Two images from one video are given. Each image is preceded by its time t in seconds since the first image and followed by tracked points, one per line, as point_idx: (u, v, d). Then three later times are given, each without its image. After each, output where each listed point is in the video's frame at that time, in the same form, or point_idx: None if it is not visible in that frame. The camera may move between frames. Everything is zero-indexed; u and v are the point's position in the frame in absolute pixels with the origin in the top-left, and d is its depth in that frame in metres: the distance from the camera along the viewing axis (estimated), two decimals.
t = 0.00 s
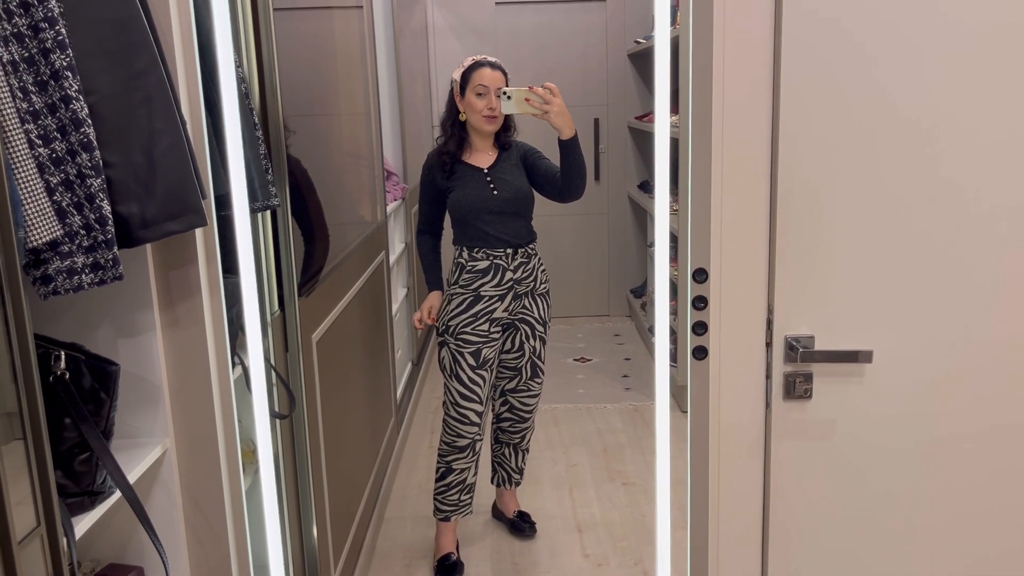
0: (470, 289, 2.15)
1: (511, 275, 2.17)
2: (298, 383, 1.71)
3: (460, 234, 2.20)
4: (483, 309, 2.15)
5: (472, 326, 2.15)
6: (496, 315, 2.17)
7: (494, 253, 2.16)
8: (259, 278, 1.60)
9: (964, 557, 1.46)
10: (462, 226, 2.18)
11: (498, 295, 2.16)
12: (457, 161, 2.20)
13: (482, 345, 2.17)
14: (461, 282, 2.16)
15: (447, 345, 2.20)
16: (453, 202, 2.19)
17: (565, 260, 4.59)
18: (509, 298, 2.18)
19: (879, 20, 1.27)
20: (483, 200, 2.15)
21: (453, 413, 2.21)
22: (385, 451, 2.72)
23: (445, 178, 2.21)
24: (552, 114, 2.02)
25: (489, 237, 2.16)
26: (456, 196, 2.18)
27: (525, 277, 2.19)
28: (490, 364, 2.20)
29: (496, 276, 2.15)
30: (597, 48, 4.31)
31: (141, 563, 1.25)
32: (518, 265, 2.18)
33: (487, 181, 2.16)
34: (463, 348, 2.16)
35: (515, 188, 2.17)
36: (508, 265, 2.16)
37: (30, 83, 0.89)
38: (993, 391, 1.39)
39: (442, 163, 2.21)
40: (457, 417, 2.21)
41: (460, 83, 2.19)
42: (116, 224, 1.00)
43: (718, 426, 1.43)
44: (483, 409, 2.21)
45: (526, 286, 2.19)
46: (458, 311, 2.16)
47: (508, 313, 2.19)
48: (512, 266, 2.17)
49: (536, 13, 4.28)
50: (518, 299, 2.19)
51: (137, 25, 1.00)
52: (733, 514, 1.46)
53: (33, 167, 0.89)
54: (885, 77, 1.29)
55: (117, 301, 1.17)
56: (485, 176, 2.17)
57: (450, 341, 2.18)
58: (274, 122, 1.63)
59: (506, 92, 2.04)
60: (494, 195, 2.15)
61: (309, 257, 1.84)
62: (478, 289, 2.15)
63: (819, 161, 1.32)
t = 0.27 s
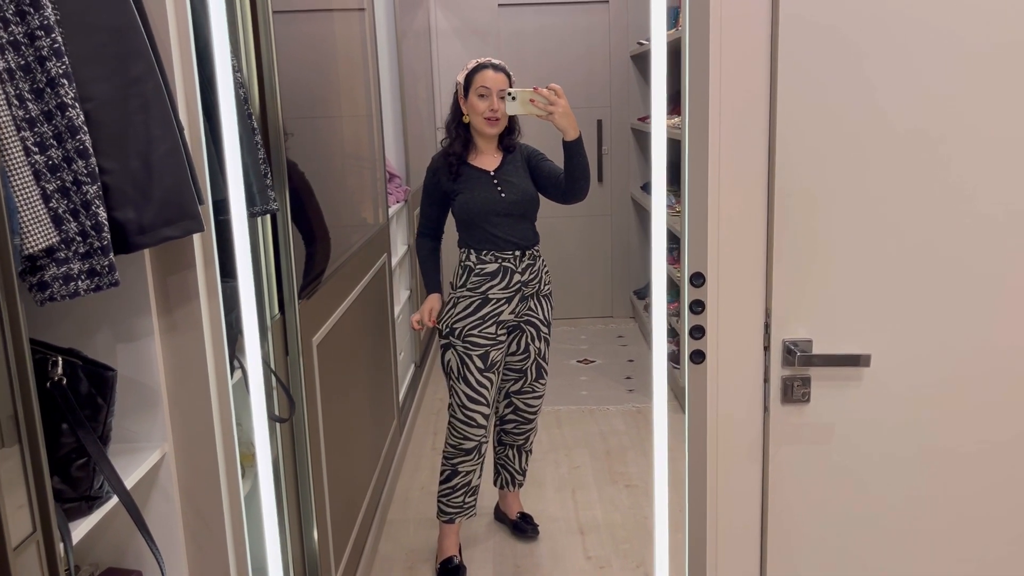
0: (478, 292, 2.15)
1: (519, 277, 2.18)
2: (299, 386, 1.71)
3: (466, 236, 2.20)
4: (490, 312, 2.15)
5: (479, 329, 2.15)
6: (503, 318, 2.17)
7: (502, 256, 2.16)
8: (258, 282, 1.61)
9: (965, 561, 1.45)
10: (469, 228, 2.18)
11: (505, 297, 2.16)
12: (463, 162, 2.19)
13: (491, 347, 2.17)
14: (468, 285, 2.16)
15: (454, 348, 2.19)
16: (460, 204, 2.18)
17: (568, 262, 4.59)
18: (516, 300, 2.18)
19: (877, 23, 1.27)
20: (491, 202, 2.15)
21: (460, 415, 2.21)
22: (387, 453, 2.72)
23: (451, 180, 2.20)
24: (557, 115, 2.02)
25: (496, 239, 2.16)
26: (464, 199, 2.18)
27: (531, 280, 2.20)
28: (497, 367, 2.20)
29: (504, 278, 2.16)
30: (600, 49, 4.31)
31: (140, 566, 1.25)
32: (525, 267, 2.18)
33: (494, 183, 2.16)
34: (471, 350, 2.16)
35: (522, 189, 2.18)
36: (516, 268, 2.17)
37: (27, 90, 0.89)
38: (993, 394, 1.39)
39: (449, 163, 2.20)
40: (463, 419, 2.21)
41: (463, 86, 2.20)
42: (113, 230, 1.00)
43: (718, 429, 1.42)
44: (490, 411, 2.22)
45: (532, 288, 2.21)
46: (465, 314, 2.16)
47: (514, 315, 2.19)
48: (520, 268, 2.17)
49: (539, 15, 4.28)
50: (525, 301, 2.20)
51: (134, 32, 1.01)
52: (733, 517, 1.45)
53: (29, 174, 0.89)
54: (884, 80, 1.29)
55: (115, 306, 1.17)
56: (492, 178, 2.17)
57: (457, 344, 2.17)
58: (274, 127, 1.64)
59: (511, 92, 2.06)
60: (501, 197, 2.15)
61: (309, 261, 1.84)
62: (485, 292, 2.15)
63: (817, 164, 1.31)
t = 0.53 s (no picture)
0: (482, 293, 2.15)
1: (523, 279, 2.17)
2: (299, 387, 1.71)
3: (470, 237, 2.20)
4: (495, 313, 2.15)
5: (484, 330, 2.15)
6: (507, 319, 2.16)
7: (506, 257, 2.15)
8: (258, 283, 1.61)
9: (967, 562, 1.44)
10: (473, 229, 2.18)
11: (510, 299, 2.16)
12: (467, 163, 2.19)
13: (494, 349, 2.16)
14: (472, 286, 2.16)
15: (458, 349, 2.19)
16: (463, 206, 2.18)
17: (571, 262, 4.58)
18: (520, 302, 2.17)
19: (878, 22, 1.26)
20: (495, 203, 2.15)
21: (463, 417, 2.20)
22: (389, 455, 2.72)
23: (454, 181, 2.20)
24: (561, 115, 2.01)
25: (500, 241, 2.16)
26: (468, 200, 2.17)
27: (536, 281, 2.19)
28: (501, 368, 2.20)
29: (508, 279, 2.15)
30: (602, 49, 4.30)
31: (139, 569, 1.25)
32: (529, 268, 2.18)
33: (498, 184, 2.16)
34: (474, 352, 2.16)
35: (526, 191, 2.17)
36: (520, 269, 2.16)
37: (22, 92, 0.89)
38: (996, 395, 1.38)
39: (452, 165, 2.19)
40: (466, 421, 2.20)
41: (465, 87, 2.19)
42: (110, 232, 1.00)
43: (718, 431, 1.42)
44: (493, 413, 2.21)
45: (537, 290, 2.20)
46: (469, 316, 2.16)
47: (519, 317, 2.18)
48: (524, 269, 2.17)
49: (541, 15, 4.27)
50: (529, 303, 2.19)
51: (131, 33, 1.00)
52: (733, 519, 1.45)
53: (24, 175, 0.89)
54: (885, 79, 1.28)
55: (113, 308, 1.17)
56: (496, 179, 2.16)
57: (461, 345, 2.17)
58: (274, 128, 1.63)
59: (515, 92, 2.04)
60: (505, 199, 2.15)
61: (310, 262, 1.83)
62: (490, 293, 2.15)
63: (818, 165, 1.31)
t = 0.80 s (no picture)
0: (492, 294, 2.15)
1: (533, 280, 2.17)
2: (309, 388, 1.71)
3: (480, 238, 2.20)
4: (505, 315, 2.15)
5: (494, 332, 2.15)
6: (518, 321, 2.17)
7: (516, 258, 2.15)
8: (268, 285, 1.62)
9: (977, 564, 1.44)
10: (482, 230, 2.18)
11: (520, 300, 2.16)
12: (477, 166, 2.19)
13: (504, 350, 2.17)
14: (483, 287, 2.16)
15: (468, 350, 2.20)
16: (473, 208, 2.19)
17: (579, 263, 4.58)
18: (531, 304, 2.18)
19: (887, 22, 1.26)
20: (504, 205, 2.15)
21: (472, 418, 2.21)
22: (398, 456, 2.72)
23: (464, 182, 2.20)
24: (569, 118, 2.01)
25: (510, 242, 2.16)
26: (477, 202, 2.18)
27: (546, 282, 2.19)
28: (511, 370, 2.20)
29: (517, 281, 2.15)
30: (610, 51, 4.30)
31: (150, 568, 1.26)
32: (539, 270, 2.18)
33: (507, 185, 2.16)
34: (484, 353, 2.16)
35: (536, 193, 2.17)
36: (529, 270, 2.16)
37: (36, 95, 0.90)
38: (1006, 395, 1.37)
39: (462, 168, 2.20)
40: (475, 422, 2.21)
41: (475, 90, 2.20)
42: (122, 233, 1.01)
43: (727, 432, 1.42)
44: (503, 414, 2.21)
45: (547, 291, 2.20)
46: (480, 317, 2.16)
47: (529, 318, 2.18)
48: (534, 271, 2.17)
49: (549, 17, 4.28)
50: (539, 304, 2.19)
51: (143, 36, 1.01)
52: (742, 520, 1.45)
53: (39, 177, 0.90)
54: (893, 79, 1.28)
55: (124, 309, 1.18)
56: (505, 180, 2.17)
57: (472, 346, 2.18)
58: (284, 130, 1.64)
59: (522, 95, 2.03)
60: (514, 200, 2.15)
61: (319, 263, 1.84)
62: (500, 294, 2.15)
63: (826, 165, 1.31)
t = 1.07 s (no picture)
0: (497, 292, 2.15)
1: (538, 278, 2.17)
2: (314, 385, 1.72)
3: (485, 237, 2.20)
4: (510, 313, 2.15)
5: (499, 329, 2.15)
6: (523, 319, 2.17)
7: (520, 256, 2.15)
8: (272, 282, 1.62)
9: (983, 562, 1.43)
10: (488, 229, 2.18)
11: (524, 298, 2.16)
12: (482, 163, 2.19)
13: (509, 348, 2.17)
14: (487, 285, 2.17)
15: (473, 348, 2.20)
16: (478, 206, 2.19)
17: (584, 262, 4.58)
18: (536, 301, 2.17)
19: (893, 18, 1.26)
20: (509, 203, 2.15)
21: (477, 415, 2.21)
22: (403, 454, 2.73)
23: (470, 180, 2.20)
24: (574, 116, 2.01)
25: (515, 240, 2.16)
26: (482, 199, 2.18)
27: (551, 280, 2.19)
28: (516, 368, 2.20)
29: (522, 278, 2.15)
30: (615, 49, 4.29)
31: (155, 564, 1.27)
32: (544, 268, 2.18)
33: (512, 183, 2.16)
34: (489, 351, 2.16)
35: (540, 190, 2.17)
36: (534, 268, 2.16)
37: (41, 91, 0.90)
38: (1013, 392, 1.37)
39: (467, 165, 2.20)
40: (480, 420, 2.21)
41: (479, 88, 2.20)
42: (127, 229, 1.01)
43: (731, 429, 1.41)
44: (507, 412, 2.21)
45: (552, 289, 2.19)
46: (485, 315, 2.17)
47: (534, 316, 2.18)
48: (539, 269, 2.17)
49: (553, 15, 4.27)
50: (544, 302, 2.19)
51: (148, 33, 1.02)
52: (747, 517, 1.44)
53: (44, 173, 0.90)
54: (898, 75, 1.27)
55: (130, 305, 1.18)
56: (510, 178, 2.17)
57: (476, 344, 2.18)
58: (289, 127, 1.64)
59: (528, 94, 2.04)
60: (519, 198, 2.15)
61: (323, 261, 1.84)
62: (504, 292, 2.15)
63: (832, 162, 1.30)
